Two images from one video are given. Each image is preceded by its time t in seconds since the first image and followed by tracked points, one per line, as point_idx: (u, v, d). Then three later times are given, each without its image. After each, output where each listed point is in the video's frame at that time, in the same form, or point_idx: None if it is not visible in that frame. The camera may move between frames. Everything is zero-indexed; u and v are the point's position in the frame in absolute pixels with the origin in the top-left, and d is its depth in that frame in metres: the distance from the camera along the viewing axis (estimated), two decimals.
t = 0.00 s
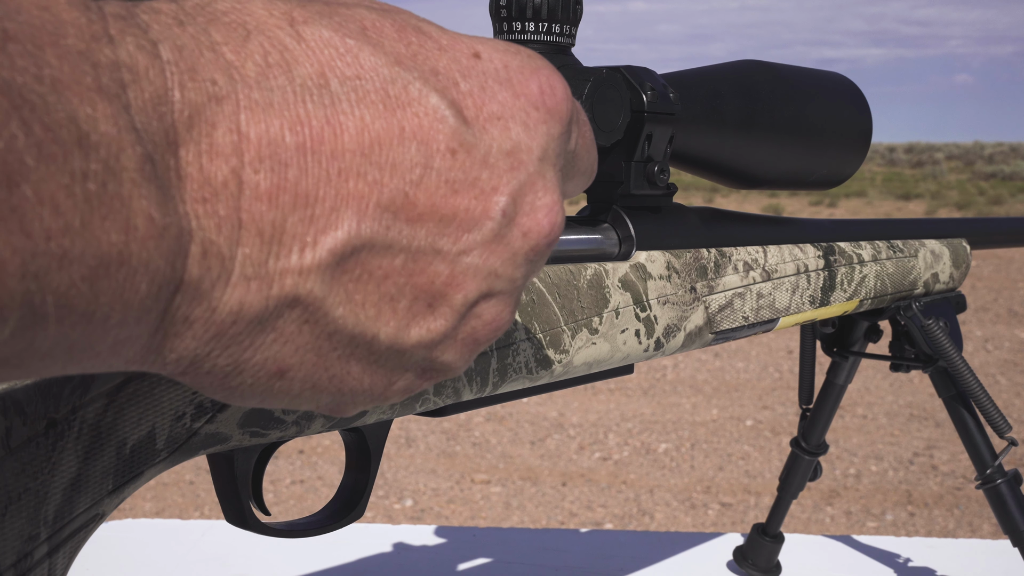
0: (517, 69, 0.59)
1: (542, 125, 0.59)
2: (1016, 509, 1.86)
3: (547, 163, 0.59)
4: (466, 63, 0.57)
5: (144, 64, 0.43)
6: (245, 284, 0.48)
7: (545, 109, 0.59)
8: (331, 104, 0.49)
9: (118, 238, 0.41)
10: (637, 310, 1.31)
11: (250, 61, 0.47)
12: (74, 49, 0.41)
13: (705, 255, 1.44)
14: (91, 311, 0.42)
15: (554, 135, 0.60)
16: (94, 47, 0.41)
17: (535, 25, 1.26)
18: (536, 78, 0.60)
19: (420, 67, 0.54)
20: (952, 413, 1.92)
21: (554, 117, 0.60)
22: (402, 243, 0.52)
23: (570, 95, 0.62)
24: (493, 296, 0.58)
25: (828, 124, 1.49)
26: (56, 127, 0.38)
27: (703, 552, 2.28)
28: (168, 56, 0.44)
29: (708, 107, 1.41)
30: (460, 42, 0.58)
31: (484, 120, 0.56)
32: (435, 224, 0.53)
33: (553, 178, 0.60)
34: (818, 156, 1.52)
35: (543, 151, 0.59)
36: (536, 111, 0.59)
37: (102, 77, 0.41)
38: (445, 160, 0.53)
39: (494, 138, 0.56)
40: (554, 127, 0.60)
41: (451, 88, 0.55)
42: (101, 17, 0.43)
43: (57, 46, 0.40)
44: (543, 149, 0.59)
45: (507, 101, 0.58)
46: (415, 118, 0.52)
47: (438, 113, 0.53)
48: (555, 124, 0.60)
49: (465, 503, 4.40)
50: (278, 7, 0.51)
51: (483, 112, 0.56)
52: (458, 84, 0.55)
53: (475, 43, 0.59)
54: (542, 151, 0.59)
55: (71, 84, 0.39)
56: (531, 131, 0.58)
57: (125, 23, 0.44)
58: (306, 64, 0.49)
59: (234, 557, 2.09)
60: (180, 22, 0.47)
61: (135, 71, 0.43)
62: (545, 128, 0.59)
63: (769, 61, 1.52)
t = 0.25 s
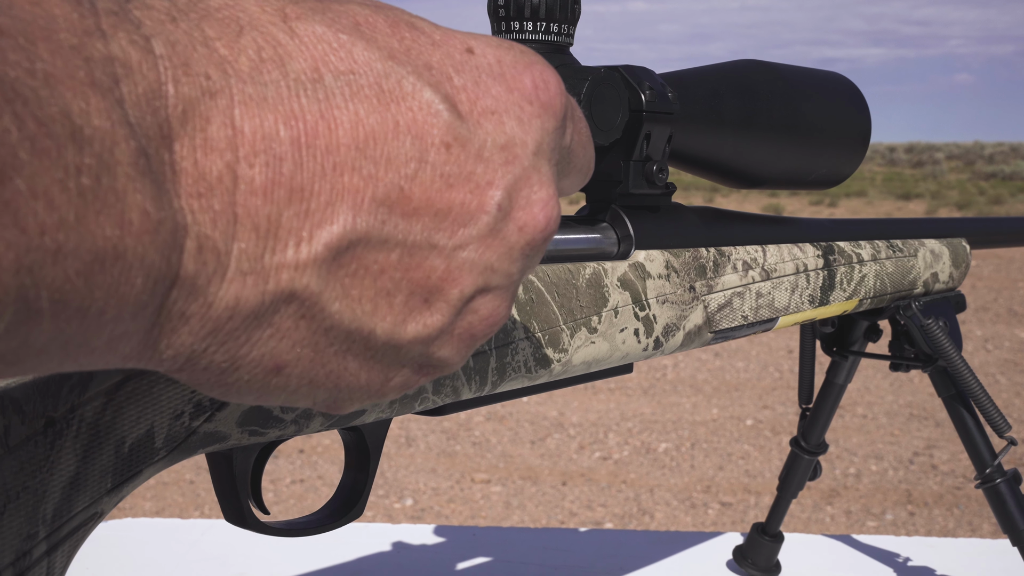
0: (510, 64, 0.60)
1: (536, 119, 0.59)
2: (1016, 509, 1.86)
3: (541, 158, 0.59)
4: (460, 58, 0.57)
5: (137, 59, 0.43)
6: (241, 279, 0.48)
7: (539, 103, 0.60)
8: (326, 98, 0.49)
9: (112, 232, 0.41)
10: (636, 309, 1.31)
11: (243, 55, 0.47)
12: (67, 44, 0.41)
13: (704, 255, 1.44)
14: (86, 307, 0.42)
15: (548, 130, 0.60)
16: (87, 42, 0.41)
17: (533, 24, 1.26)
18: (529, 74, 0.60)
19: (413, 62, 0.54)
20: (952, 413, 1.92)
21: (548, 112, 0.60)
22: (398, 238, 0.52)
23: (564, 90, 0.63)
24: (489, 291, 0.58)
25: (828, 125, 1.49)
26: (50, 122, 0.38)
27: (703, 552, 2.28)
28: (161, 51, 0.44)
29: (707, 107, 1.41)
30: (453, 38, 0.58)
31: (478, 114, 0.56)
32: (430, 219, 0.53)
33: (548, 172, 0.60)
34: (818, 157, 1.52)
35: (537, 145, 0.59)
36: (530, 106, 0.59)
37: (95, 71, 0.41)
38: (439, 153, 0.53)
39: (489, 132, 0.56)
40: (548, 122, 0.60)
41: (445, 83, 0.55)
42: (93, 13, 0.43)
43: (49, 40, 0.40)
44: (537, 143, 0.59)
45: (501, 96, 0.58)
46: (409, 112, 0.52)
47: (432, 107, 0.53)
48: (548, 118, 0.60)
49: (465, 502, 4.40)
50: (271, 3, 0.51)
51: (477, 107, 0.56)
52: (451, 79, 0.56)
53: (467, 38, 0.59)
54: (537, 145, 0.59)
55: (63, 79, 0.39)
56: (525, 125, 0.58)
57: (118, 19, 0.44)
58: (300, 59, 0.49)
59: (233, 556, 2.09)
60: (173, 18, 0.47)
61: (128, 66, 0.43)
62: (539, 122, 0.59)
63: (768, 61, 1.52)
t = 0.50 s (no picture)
0: (507, 63, 0.60)
1: (533, 118, 0.59)
2: (1015, 508, 1.86)
3: (538, 157, 0.59)
4: (457, 57, 0.57)
5: (132, 58, 0.43)
6: (236, 279, 0.48)
7: (536, 103, 0.60)
8: (322, 97, 0.49)
9: (107, 232, 0.41)
10: (636, 308, 1.31)
11: (239, 54, 0.47)
12: (61, 43, 0.40)
13: (704, 253, 1.44)
14: (80, 308, 0.42)
15: (545, 129, 0.60)
16: (82, 40, 0.41)
17: (531, 23, 1.26)
18: (526, 73, 0.60)
19: (410, 60, 0.54)
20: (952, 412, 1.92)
21: (545, 111, 0.60)
22: (395, 238, 0.52)
23: (561, 90, 0.63)
24: (486, 292, 0.58)
25: (828, 123, 1.49)
26: (44, 121, 0.38)
27: (702, 551, 2.28)
28: (157, 50, 0.44)
29: (706, 106, 1.41)
30: (449, 37, 0.58)
31: (475, 113, 0.56)
32: (427, 218, 0.53)
33: (545, 171, 0.60)
34: (818, 155, 1.52)
35: (535, 145, 0.59)
36: (527, 106, 0.59)
37: (90, 70, 0.41)
38: (436, 153, 0.53)
39: (486, 132, 0.56)
40: (545, 122, 0.60)
41: (442, 81, 0.55)
42: (88, 11, 0.43)
43: (44, 39, 0.40)
44: (535, 143, 0.59)
45: (498, 95, 0.58)
46: (406, 111, 0.52)
47: (428, 106, 0.53)
48: (545, 118, 0.60)
49: (465, 501, 4.40)
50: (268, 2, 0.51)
51: (474, 106, 0.56)
52: (448, 78, 0.56)
53: (464, 38, 0.59)
54: (534, 144, 0.59)
55: (58, 78, 0.39)
56: (522, 124, 0.58)
57: (113, 18, 0.44)
58: (296, 58, 0.49)
59: (233, 555, 2.09)
60: (168, 16, 0.46)
61: (123, 64, 0.42)
62: (536, 122, 0.59)
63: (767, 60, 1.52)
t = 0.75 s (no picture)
0: (506, 68, 0.59)
1: (532, 124, 0.59)
2: (1015, 507, 1.86)
3: (536, 163, 0.59)
4: (456, 62, 0.57)
5: (130, 62, 0.43)
6: (232, 284, 0.47)
7: (535, 108, 0.59)
8: (320, 101, 0.49)
9: (102, 238, 0.41)
10: (636, 308, 1.31)
11: (237, 59, 0.47)
12: (58, 48, 0.41)
13: (704, 253, 1.44)
14: (74, 313, 0.42)
15: (544, 135, 0.60)
16: (79, 44, 0.42)
17: (531, 23, 1.26)
18: (526, 77, 0.60)
19: (409, 65, 0.54)
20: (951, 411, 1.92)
21: (544, 117, 0.60)
22: (391, 243, 0.52)
23: (560, 95, 0.62)
24: (482, 297, 0.58)
25: (828, 122, 1.49)
26: (39, 128, 0.38)
27: (702, 550, 2.28)
28: (154, 54, 0.45)
29: (705, 107, 1.41)
30: (449, 41, 0.58)
31: (474, 118, 0.56)
32: (424, 224, 0.53)
33: (544, 177, 0.59)
34: (819, 153, 1.52)
35: (533, 151, 0.59)
36: (526, 111, 0.59)
37: (86, 75, 0.41)
38: (433, 158, 0.53)
39: (484, 137, 0.56)
40: (544, 127, 0.60)
41: (440, 86, 0.55)
42: (86, 15, 0.43)
43: (41, 45, 0.40)
44: (533, 149, 0.59)
45: (497, 100, 0.58)
46: (404, 116, 0.52)
47: (427, 111, 0.53)
48: (545, 123, 0.60)
49: (464, 501, 4.40)
50: (267, 5, 0.51)
51: (473, 112, 0.56)
52: (447, 82, 0.55)
53: (464, 42, 0.59)
54: (532, 150, 0.59)
55: (55, 83, 0.39)
56: (521, 130, 0.58)
57: (111, 22, 0.44)
58: (294, 62, 0.49)
59: (233, 555, 2.09)
60: (166, 20, 0.47)
61: (120, 68, 0.43)
62: (536, 128, 0.59)
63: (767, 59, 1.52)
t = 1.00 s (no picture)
0: (506, 79, 0.59)
1: (530, 136, 0.59)
2: (1015, 506, 1.86)
3: (534, 175, 0.59)
4: (456, 71, 0.57)
5: (125, 70, 0.43)
6: (224, 294, 0.47)
7: (534, 119, 0.59)
8: (317, 111, 0.49)
9: (93, 249, 0.41)
10: (637, 307, 1.31)
11: (234, 67, 0.47)
12: (53, 57, 0.40)
13: (704, 253, 1.44)
14: (63, 323, 0.42)
15: (542, 147, 0.60)
16: (73, 53, 0.41)
17: (532, 22, 1.26)
18: (525, 88, 0.60)
19: (408, 74, 0.54)
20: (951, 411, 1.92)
21: (542, 128, 0.60)
22: (386, 255, 0.52)
23: (559, 105, 0.62)
24: (477, 309, 0.58)
25: (829, 122, 1.49)
26: (30, 138, 0.38)
27: (702, 549, 2.28)
28: (150, 61, 0.44)
29: (707, 106, 1.41)
30: (449, 49, 0.58)
31: (472, 129, 0.56)
32: (420, 234, 0.53)
33: (541, 189, 0.59)
34: (819, 152, 1.52)
35: (531, 162, 0.59)
36: (524, 122, 0.59)
37: (80, 84, 0.41)
38: (431, 170, 0.52)
39: (482, 148, 0.56)
40: (542, 138, 0.60)
41: (439, 96, 0.55)
42: (82, 23, 0.43)
43: (34, 55, 0.40)
44: (531, 161, 0.59)
45: (496, 111, 0.58)
46: (401, 128, 0.51)
47: (425, 122, 0.52)
48: (543, 134, 0.60)
49: (464, 500, 4.40)
50: (266, 12, 0.51)
51: (471, 122, 0.56)
52: (446, 92, 0.55)
53: (464, 50, 0.59)
54: (530, 163, 0.59)
55: (47, 93, 0.39)
56: (519, 142, 0.58)
57: (106, 30, 0.44)
58: (292, 71, 0.49)
59: (233, 554, 2.09)
60: (164, 27, 0.47)
61: (114, 77, 0.42)
62: (534, 138, 0.59)
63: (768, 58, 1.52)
